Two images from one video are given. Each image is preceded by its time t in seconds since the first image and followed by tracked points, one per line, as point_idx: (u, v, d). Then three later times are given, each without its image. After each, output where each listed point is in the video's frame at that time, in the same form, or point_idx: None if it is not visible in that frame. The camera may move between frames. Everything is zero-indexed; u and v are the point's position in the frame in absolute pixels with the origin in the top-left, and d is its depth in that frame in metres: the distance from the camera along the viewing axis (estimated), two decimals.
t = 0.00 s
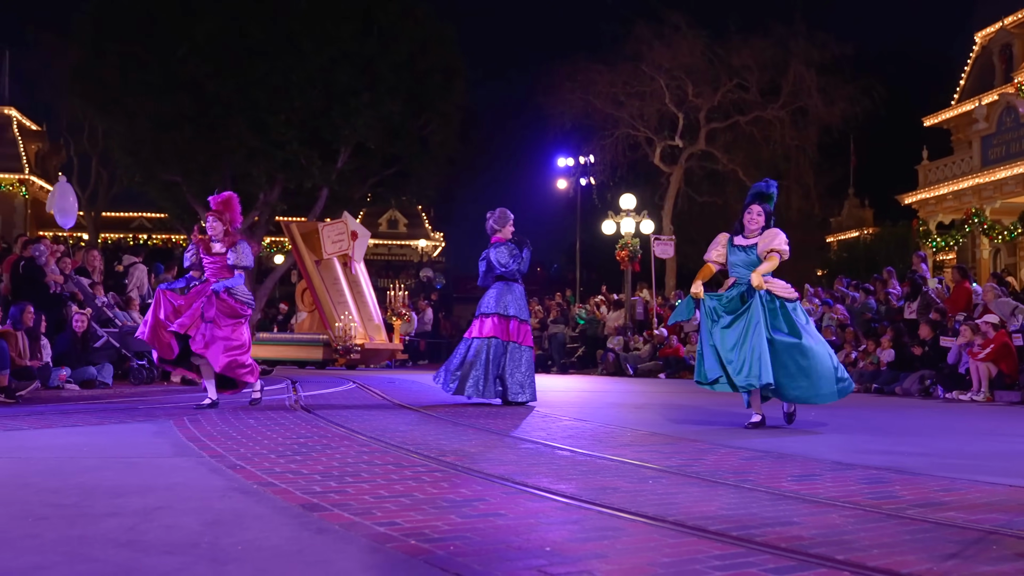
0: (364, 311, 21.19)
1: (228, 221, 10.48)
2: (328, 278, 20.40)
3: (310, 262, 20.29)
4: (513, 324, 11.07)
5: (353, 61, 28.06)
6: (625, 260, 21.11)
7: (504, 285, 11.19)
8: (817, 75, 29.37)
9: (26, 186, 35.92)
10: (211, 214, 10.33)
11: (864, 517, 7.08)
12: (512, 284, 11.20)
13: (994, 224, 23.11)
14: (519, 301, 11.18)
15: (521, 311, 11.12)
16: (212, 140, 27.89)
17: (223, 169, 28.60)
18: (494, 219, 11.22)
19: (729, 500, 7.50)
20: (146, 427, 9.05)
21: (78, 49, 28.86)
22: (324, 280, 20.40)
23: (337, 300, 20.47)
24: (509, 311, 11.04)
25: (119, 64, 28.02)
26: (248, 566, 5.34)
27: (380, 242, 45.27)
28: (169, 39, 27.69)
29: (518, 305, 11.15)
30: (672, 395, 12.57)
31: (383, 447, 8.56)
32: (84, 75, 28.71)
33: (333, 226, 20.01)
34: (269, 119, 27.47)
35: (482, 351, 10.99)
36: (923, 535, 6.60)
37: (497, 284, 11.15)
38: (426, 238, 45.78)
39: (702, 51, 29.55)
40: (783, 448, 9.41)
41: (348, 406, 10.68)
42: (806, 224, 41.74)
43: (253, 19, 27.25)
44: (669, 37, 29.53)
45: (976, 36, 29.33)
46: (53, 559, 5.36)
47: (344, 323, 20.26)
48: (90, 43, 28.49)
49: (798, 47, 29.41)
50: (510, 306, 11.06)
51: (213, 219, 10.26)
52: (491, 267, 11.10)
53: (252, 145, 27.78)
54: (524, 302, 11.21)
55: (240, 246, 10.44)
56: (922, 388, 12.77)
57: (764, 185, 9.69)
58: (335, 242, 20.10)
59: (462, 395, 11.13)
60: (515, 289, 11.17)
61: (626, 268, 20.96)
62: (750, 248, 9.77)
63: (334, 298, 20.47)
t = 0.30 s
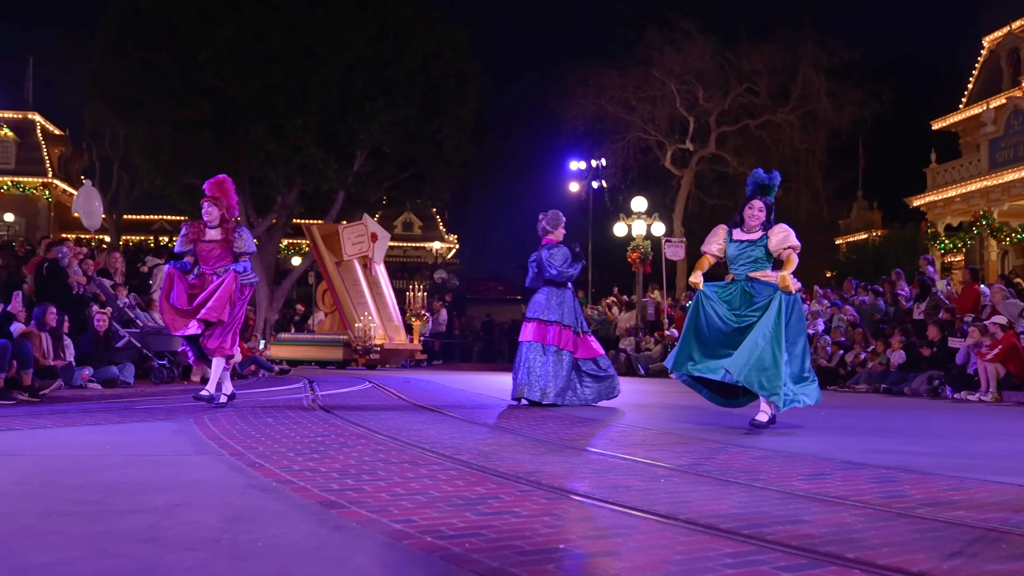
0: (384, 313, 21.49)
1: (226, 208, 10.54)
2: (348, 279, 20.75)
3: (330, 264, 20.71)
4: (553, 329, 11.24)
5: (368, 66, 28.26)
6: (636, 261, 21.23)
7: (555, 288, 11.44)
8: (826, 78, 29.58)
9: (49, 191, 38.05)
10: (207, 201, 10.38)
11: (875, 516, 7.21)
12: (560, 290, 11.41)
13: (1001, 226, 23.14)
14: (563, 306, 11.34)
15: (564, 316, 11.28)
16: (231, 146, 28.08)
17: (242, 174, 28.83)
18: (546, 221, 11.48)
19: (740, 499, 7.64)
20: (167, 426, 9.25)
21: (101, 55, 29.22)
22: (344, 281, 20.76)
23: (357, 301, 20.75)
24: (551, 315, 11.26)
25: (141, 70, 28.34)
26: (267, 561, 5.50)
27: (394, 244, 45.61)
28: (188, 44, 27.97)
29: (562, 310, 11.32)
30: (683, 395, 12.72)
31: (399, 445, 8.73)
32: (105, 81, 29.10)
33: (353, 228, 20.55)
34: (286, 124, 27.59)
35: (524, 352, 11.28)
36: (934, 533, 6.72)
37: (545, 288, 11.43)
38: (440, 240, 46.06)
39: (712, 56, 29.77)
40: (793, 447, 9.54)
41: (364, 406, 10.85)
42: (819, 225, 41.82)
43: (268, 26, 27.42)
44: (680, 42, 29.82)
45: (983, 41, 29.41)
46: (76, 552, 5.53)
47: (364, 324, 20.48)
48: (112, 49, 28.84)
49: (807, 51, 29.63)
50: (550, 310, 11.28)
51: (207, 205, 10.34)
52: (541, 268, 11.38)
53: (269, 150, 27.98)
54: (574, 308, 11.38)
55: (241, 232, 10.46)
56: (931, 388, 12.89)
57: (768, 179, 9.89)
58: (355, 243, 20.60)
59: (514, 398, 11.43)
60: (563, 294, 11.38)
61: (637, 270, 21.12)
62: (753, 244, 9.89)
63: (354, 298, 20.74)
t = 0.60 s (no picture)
0: (409, 312, 21.72)
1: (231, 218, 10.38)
2: (374, 280, 20.98)
3: (356, 264, 20.88)
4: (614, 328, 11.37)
5: (390, 72, 28.60)
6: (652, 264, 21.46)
7: (616, 286, 11.62)
8: (839, 83, 29.87)
9: (80, 194, 39.77)
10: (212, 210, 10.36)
11: (888, 513, 7.39)
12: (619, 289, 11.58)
13: (1012, 228, 23.22)
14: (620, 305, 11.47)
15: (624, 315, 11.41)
16: (258, 150, 28.55)
17: (267, 178, 29.31)
18: (601, 221, 11.70)
19: (755, 496, 7.83)
20: (195, 422, 9.53)
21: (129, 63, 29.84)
22: (370, 282, 20.98)
23: (383, 301, 21.04)
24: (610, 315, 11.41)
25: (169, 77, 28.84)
26: (294, 554, 5.75)
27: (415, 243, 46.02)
28: (215, 52, 28.41)
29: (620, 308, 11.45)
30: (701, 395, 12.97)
31: (422, 442, 8.99)
32: (135, 88, 29.68)
33: (378, 230, 20.79)
34: (312, 129, 28.26)
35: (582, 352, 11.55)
36: (946, 530, 6.89)
37: (605, 288, 11.61)
38: (460, 241, 46.45)
39: (726, 60, 29.98)
40: (808, 444, 9.73)
41: (387, 404, 11.12)
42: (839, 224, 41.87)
43: (294, 33, 27.68)
44: (695, 47, 29.96)
45: (996, 44, 29.46)
46: (110, 544, 5.79)
47: (389, 324, 20.81)
48: (140, 57, 29.40)
49: (820, 56, 29.73)
50: (609, 310, 11.45)
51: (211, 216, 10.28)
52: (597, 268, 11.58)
53: (295, 154, 28.49)
54: (634, 307, 11.51)
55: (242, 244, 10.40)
56: (943, 388, 13.07)
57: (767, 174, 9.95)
58: (381, 245, 20.84)
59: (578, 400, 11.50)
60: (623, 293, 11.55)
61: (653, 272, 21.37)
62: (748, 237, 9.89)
63: (380, 298, 21.04)
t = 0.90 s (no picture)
0: (436, 312, 21.96)
1: (228, 209, 10.43)
2: (402, 280, 21.21)
3: (384, 265, 21.12)
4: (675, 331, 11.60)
5: (412, 78, 28.95)
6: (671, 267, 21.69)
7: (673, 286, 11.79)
8: (856, 85, 29.84)
9: (113, 199, 40.68)
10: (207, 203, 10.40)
11: (908, 510, 7.52)
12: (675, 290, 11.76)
13: None
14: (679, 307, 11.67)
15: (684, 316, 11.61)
16: (284, 155, 28.99)
17: (293, 181, 29.73)
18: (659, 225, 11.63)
19: (775, 493, 7.98)
20: (225, 420, 9.79)
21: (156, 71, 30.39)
22: (398, 283, 21.24)
23: (410, 301, 21.30)
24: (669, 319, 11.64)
25: (196, 84, 29.29)
26: (323, 548, 5.97)
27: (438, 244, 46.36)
28: (241, 58, 28.81)
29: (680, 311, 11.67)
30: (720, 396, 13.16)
31: (446, 440, 9.20)
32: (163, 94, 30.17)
33: (406, 232, 20.87)
34: (335, 134, 28.52)
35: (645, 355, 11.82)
36: (965, 527, 7.00)
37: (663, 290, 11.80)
38: (482, 242, 46.78)
39: (744, 63, 30.08)
40: (827, 442, 9.86)
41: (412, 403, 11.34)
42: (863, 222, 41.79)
43: (318, 40, 28.10)
44: (712, 51, 30.04)
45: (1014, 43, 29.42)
46: (145, 538, 6.02)
47: (416, 324, 21.01)
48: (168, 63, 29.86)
49: (837, 59, 29.75)
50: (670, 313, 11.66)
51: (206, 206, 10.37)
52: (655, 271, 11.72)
53: (320, 157, 28.89)
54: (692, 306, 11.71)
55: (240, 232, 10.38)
56: (960, 386, 13.17)
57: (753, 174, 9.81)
58: (408, 246, 21.03)
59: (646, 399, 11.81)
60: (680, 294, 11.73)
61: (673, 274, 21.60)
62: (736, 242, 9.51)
63: (407, 299, 21.31)
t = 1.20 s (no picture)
0: (464, 313, 22.18)
1: (228, 207, 10.28)
2: (430, 282, 21.43)
3: (412, 267, 21.29)
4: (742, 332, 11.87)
5: (435, 84, 29.32)
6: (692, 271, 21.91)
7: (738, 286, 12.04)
8: (873, 88, 29.81)
9: (146, 204, 41.37)
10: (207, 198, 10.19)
11: (928, 508, 7.65)
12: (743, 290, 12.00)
13: None
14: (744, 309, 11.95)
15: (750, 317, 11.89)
16: (312, 160, 29.49)
17: (320, 186, 30.19)
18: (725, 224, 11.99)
19: (795, 491, 8.13)
20: (257, 419, 10.06)
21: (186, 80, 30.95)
22: (426, 284, 21.49)
23: (438, 302, 21.57)
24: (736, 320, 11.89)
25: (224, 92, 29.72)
26: (353, 544, 6.20)
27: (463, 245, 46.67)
28: (269, 65, 29.22)
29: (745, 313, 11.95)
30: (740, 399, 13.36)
31: (471, 438, 9.42)
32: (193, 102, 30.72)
33: (435, 235, 21.04)
34: (362, 139, 29.02)
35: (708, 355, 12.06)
36: (985, 525, 7.13)
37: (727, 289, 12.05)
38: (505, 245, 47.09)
39: (762, 68, 30.19)
40: (847, 441, 10.00)
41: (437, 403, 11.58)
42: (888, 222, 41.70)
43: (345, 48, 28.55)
44: (731, 56, 30.11)
45: None
46: (182, 533, 6.28)
47: (444, 325, 21.20)
48: (196, 71, 30.29)
49: (854, 63, 29.72)
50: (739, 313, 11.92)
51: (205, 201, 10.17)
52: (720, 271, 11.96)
53: (346, 163, 29.35)
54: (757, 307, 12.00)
55: (241, 227, 10.31)
56: (978, 385, 13.31)
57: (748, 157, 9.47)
58: (436, 248, 21.24)
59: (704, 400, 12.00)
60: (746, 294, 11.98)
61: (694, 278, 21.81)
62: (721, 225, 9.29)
63: (435, 300, 21.58)
